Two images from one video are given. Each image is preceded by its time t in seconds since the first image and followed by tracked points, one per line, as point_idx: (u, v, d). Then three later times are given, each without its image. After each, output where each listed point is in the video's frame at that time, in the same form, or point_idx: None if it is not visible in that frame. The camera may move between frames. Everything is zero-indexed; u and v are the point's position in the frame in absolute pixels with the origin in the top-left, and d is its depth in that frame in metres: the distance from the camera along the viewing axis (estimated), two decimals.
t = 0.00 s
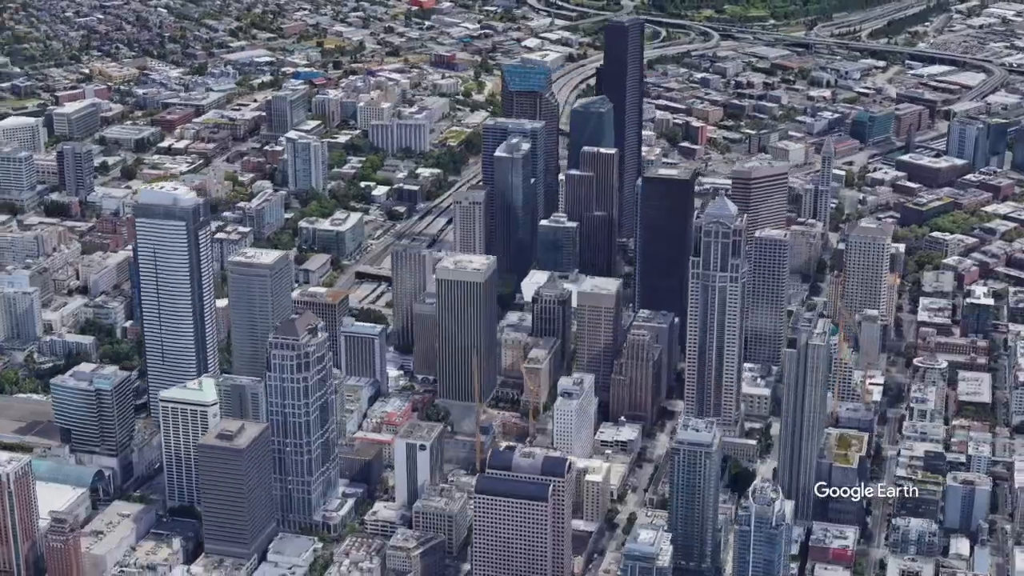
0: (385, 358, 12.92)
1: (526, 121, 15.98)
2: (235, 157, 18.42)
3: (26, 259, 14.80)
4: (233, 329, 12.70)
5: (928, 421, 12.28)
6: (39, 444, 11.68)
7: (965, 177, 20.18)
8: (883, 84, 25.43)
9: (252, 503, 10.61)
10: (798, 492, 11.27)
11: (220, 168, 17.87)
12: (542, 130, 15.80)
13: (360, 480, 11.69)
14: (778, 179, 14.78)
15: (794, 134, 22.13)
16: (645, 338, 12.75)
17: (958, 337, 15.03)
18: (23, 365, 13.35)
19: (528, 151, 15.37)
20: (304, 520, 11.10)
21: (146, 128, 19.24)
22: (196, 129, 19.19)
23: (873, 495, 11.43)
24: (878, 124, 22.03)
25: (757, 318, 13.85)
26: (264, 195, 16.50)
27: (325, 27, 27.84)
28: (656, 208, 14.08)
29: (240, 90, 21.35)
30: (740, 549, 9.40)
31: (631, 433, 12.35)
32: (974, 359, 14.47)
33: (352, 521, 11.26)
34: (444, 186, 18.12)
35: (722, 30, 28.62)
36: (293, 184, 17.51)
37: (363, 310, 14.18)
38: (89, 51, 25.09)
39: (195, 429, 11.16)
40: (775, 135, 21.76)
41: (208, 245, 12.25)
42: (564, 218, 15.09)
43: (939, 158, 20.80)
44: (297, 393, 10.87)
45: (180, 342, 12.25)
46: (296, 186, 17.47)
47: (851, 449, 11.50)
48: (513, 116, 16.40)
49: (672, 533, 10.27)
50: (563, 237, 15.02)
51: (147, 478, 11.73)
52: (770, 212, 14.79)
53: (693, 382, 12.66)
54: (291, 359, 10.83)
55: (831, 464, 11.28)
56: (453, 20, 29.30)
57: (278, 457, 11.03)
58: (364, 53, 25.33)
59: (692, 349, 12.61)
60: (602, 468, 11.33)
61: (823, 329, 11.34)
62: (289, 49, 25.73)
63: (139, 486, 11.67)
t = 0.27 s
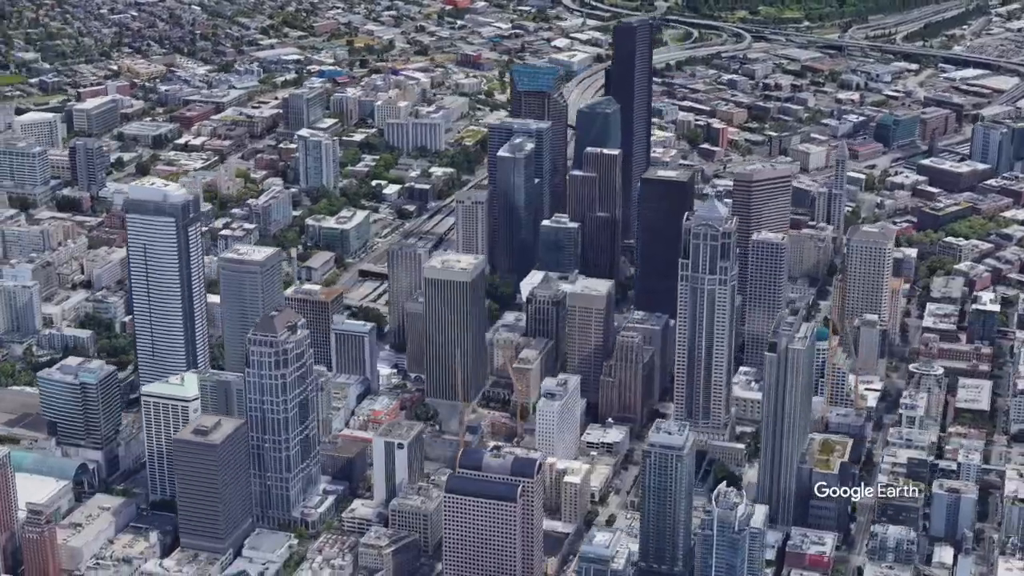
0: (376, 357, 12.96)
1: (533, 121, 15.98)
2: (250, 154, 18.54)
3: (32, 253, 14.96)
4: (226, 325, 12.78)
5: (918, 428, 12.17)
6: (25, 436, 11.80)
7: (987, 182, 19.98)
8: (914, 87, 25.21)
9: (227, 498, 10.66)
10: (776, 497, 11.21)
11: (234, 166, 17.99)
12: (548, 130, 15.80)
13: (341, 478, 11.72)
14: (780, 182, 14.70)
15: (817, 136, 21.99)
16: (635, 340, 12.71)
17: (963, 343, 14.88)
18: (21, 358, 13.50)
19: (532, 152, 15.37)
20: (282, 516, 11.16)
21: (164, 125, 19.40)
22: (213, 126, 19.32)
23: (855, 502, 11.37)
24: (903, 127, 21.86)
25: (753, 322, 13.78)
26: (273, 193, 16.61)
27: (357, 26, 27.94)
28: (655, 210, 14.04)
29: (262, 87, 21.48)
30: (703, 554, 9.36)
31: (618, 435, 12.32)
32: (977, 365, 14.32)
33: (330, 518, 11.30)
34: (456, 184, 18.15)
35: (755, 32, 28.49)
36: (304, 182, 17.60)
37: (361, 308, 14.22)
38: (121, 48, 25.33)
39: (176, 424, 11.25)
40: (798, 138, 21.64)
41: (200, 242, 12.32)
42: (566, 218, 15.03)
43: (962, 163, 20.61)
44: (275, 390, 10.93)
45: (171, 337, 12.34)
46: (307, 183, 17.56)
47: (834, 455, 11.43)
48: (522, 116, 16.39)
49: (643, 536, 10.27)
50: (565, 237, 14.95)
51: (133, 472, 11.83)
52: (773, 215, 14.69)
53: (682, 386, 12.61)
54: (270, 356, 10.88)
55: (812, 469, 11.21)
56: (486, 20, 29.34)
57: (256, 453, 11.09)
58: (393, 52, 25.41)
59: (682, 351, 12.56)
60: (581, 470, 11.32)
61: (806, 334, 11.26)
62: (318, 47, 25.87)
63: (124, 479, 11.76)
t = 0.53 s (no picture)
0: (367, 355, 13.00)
1: (539, 121, 15.97)
2: (265, 151, 18.64)
3: (38, 247, 15.11)
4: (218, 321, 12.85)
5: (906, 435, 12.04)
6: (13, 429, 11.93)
7: (1009, 188, 19.76)
8: (945, 90, 24.98)
9: (203, 493, 10.69)
10: (756, 502, 11.17)
11: (248, 163, 18.10)
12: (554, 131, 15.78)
13: (324, 475, 11.77)
14: (782, 185, 14.61)
15: (840, 139, 21.82)
16: (624, 342, 12.67)
17: (967, 350, 14.71)
18: (20, 351, 13.63)
19: (536, 152, 15.35)
20: (261, 512, 11.20)
21: (182, 121, 19.54)
22: (231, 123, 19.44)
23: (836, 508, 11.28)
24: (927, 131, 21.67)
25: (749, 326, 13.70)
26: (282, 190, 16.69)
27: (388, 25, 28.03)
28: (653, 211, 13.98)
29: (284, 85, 21.59)
30: (666, 557, 9.31)
31: (604, 436, 12.28)
32: (978, 373, 14.15)
33: (309, 515, 11.34)
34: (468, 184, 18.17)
35: (788, 33, 28.33)
36: (316, 180, 17.68)
37: (359, 307, 14.27)
38: (151, 44, 25.54)
39: (157, 419, 11.31)
40: (820, 141, 21.51)
41: (190, 238, 12.40)
42: (568, 219, 14.99)
43: (985, 168, 20.39)
44: (253, 386, 10.99)
45: (161, 332, 12.42)
46: (319, 181, 17.64)
47: (816, 460, 11.35)
48: (530, 116, 16.38)
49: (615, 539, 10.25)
50: (566, 238, 14.91)
51: (119, 466, 11.92)
52: (775, 218, 14.60)
53: (671, 389, 12.55)
54: (248, 353, 10.93)
55: (792, 475, 11.13)
56: (519, 19, 29.36)
57: (235, 449, 11.14)
58: (420, 51, 25.48)
59: (671, 354, 12.50)
60: (560, 471, 11.29)
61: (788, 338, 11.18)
62: (347, 45, 25.98)
63: (109, 473, 11.85)
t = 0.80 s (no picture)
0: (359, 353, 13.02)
1: (545, 121, 15.97)
2: (280, 149, 18.73)
3: (45, 241, 15.25)
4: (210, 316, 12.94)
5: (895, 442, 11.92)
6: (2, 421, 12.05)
7: None
8: (976, 94, 24.71)
9: (179, 487, 10.76)
10: (735, 506, 11.11)
11: (261, 161, 18.19)
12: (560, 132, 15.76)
13: (307, 472, 11.80)
14: (785, 188, 14.50)
15: (864, 142, 21.64)
16: (613, 344, 12.62)
17: (970, 357, 14.55)
18: (19, 343, 13.76)
19: (540, 153, 15.33)
20: (240, 508, 11.25)
21: (201, 118, 19.67)
22: (249, 120, 19.54)
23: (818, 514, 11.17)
24: (952, 135, 21.45)
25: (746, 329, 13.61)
26: (291, 187, 16.77)
27: (420, 24, 28.08)
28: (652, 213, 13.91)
29: (306, 82, 21.69)
30: (626, 560, 9.26)
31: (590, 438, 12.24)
32: (979, 381, 13.99)
33: (289, 511, 11.37)
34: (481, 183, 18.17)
35: (821, 35, 28.13)
36: (327, 178, 17.74)
37: (358, 305, 14.31)
38: (182, 41, 25.72)
39: (140, 413, 11.40)
40: (842, 144, 21.34)
41: (181, 233, 12.48)
42: (569, 220, 14.95)
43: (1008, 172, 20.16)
44: (232, 382, 11.04)
45: (152, 326, 12.53)
46: (330, 179, 17.70)
47: (798, 464, 11.24)
48: (538, 116, 16.36)
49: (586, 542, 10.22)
50: (567, 239, 14.87)
51: (106, 459, 12.02)
52: (777, 222, 14.49)
53: (660, 391, 12.49)
54: (228, 349, 10.99)
55: (772, 479, 11.03)
56: (552, 19, 29.33)
57: (215, 445, 11.20)
58: (448, 51, 25.51)
59: (659, 356, 12.44)
60: (541, 472, 11.25)
61: (769, 342, 11.11)
62: (376, 44, 26.05)
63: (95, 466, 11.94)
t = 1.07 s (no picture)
0: (350, 351, 13.05)
1: (552, 121, 15.95)
2: (295, 146, 18.81)
3: (52, 235, 15.40)
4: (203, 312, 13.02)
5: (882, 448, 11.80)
6: None
7: None
8: (1008, 98, 24.41)
9: (156, 482, 10.85)
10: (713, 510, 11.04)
11: (275, 158, 18.28)
12: (565, 132, 15.74)
13: (290, 469, 11.84)
14: (786, 191, 14.40)
15: (888, 146, 21.45)
16: (601, 345, 12.57)
17: (973, 364, 14.40)
18: (20, 335, 13.90)
19: (543, 153, 15.31)
20: (220, 503, 11.31)
21: (220, 115, 19.79)
22: (267, 118, 19.64)
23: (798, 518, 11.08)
24: (977, 139, 21.21)
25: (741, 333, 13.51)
26: (300, 185, 16.83)
27: (452, 23, 28.12)
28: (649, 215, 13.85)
29: (329, 80, 21.76)
30: (587, 562, 9.24)
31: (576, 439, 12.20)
32: (979, 389, 13.83)
33: (269, 507, 11.41)
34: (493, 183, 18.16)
35: (855, 38, 27.90)
36: (339, 175, 17.80)
37: (357, 304, 14.34)
38: (213, 38, 25.90)
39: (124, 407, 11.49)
40: (865, 147, 21.16)
41: (173, 229, 12.55)
42: (571, 221, 14.92)
43: None
44: (213, 377, 11.10)
45: (144, 321, 12.62)
46: (342, 177, 17.76)
47: (778, 469, 11.15)
48: (546, 116, 16.34)
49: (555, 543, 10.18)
50: (569, 239, 14.84)
51: (94, 452, 12.11)
52: (778, 225, 14.38)
53: (648, 394, 12.44)
54: (207, 345, 11.06)
55: (750, 484, 10.95)
56: (585, 19, 29.28)
57: (196, 440, 11.27)
58: (477, 51, 25.52)
59: (648, 358, 12.38)
60: (519, 472, 11.23)
61: (749, 347, 11.03)
62: (406, 43, 26.10)
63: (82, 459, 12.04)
